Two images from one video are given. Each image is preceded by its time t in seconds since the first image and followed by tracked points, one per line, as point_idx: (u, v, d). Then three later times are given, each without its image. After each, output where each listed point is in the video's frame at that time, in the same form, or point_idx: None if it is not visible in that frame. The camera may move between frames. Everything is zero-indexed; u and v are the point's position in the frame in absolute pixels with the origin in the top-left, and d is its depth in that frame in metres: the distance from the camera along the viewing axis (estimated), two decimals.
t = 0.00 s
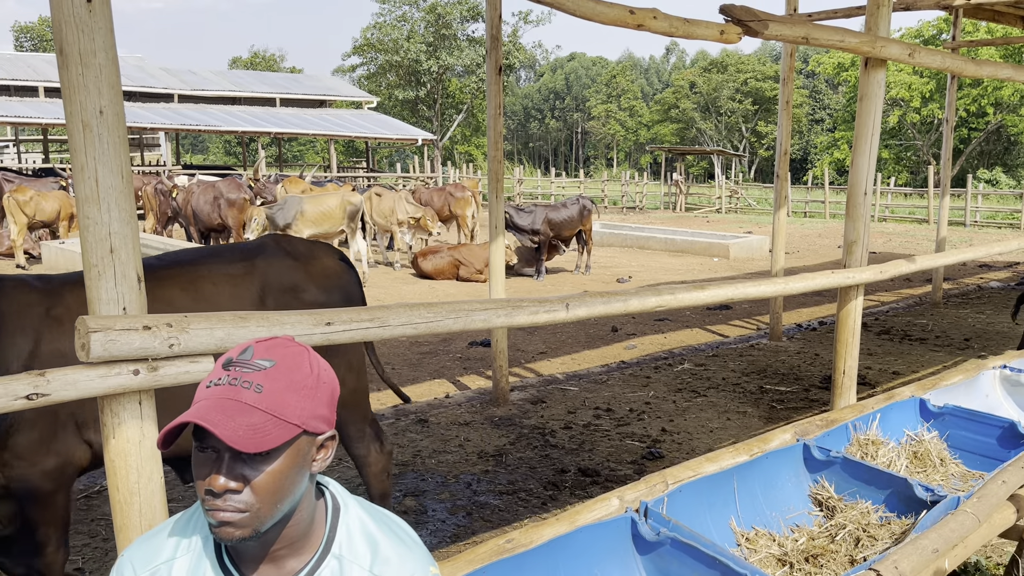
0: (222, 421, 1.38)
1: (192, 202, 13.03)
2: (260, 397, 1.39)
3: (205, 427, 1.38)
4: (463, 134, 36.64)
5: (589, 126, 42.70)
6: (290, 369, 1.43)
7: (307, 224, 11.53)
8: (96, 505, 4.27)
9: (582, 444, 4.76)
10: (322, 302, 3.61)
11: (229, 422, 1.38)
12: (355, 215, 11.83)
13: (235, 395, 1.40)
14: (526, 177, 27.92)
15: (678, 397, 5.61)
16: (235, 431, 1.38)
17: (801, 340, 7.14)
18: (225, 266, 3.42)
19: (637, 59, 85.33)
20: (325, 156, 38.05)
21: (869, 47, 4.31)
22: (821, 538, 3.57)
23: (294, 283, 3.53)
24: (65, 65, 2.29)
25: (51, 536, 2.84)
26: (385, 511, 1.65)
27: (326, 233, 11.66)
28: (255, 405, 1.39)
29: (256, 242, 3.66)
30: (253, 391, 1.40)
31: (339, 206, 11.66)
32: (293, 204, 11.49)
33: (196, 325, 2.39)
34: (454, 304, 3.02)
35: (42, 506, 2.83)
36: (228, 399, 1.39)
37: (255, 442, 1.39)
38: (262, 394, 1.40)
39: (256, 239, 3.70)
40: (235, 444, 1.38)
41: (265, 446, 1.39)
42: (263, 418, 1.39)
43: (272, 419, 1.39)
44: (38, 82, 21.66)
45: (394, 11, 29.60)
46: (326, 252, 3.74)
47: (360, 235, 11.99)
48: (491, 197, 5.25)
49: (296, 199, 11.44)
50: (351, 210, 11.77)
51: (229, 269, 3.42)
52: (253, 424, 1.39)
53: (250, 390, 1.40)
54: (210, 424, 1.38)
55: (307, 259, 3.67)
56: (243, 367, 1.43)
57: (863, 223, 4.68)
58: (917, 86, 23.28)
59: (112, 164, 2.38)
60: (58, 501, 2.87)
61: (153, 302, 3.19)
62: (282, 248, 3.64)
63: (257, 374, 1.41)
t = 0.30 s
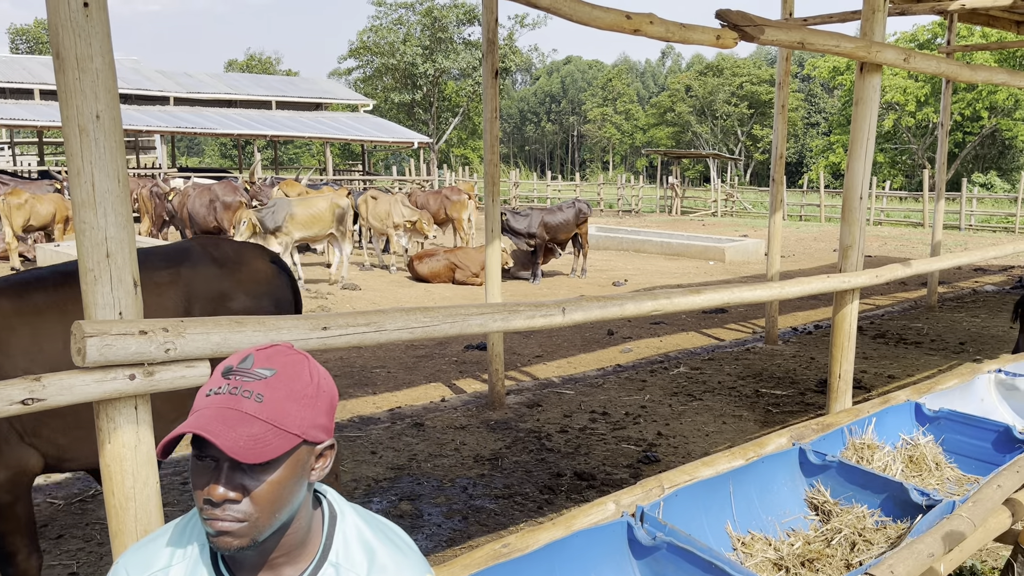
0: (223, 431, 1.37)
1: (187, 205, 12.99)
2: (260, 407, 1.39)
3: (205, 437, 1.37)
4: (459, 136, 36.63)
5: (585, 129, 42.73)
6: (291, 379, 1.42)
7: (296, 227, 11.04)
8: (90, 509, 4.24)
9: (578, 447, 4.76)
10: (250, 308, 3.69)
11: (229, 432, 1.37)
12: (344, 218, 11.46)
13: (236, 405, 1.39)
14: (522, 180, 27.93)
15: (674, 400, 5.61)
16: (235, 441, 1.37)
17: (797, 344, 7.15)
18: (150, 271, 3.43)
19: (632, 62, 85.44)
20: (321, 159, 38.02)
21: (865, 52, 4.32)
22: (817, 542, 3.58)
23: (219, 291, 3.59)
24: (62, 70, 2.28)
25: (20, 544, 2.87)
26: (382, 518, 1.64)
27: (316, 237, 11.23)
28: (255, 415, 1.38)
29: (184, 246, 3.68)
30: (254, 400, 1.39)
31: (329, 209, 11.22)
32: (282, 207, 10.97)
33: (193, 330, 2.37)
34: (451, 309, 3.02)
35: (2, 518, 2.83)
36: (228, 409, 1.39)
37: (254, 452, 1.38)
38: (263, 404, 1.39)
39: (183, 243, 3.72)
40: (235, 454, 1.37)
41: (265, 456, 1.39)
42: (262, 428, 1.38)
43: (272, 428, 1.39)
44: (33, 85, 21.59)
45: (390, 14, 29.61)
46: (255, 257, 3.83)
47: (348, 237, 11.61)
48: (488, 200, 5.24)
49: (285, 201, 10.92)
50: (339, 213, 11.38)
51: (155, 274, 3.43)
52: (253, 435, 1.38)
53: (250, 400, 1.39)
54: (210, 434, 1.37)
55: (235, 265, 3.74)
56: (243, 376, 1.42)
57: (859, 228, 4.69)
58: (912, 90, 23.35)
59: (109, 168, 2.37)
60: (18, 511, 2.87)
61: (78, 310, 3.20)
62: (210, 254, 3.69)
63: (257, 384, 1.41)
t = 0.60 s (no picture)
0: (211, 435, 1.37)
1: (183, 208, 12.95)
2: (249, 410, 1.38)
3: (194, 442, 1.37)
4: (455, 140, 36.66)
5: (582, 133, 42.81)
6: (280, 382, 1.41)
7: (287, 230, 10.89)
8: (85, 513, 4.22)
9: (574, 451, 4.76)
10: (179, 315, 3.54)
11: (218, 436, 1.37)
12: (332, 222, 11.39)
13: (224, 409, 1.39)
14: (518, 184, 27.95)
15: (670, 404, 5.61)
16: (223, 445, 1.37)
17: (792, 347, 7.16)
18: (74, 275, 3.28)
19: (629, 67, 85.67)
20: (317, 162, 38.02)
21: (861, 57, 4.33)
22: (813, 547, 3.58)
23: (143, 297, 3.43)
24: (59, 73, 2.27)
25: None
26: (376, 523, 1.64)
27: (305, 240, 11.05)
28: (244, 418, 1.38)
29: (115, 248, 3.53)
30: (243, 404, 1.38)
31: (318, 213, 11.07)
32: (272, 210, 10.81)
33: (189, 334, 2.36)
34: (447, 313, 3.02)
35: None
36: (217, 413, 1.38)
37: (243, 456, 1.37)
38: (252, 407, 1.39)
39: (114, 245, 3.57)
40: (224, 458, 1.37)
41: (253, 460, 1.38)
42: (252, 431, 1.38)
43: (261, 432, 1.38)
44: (29, 86, 21.53)
45: (387, 17, 29.65)
46: (188, 261, 3.68)
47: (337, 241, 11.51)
48: (484, 203, 5.24)
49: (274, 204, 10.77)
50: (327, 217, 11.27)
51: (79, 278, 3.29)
52: (242, 438, 1.37)
53: (239, 404, 1.39)
54: (199, 438, 1.36)
55: (168, 270, 3.60)
56: (232, 380, 1.41)
57: (854, 232, 4.70)
58: (907, 95, 23.46)
59: (104, 172, 2.36)
60: None
61: None
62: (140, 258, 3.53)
63: (246, 387, 1.40)
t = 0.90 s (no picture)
0: (202, 437, 1.36)
1: (178, 209, 12.91)
2: (241, 413, 1.38)
3: (185, 444, 1.36)
4: (451, 142, 36.64)
5: (578, 136, 42.87)
6: (272, 385, 1.41)
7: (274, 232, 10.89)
8: (78, 515, 4.20)
9: (569, 454, 4.75)
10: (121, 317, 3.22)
11: (209, 439, 1.37)
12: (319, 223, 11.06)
13: (215, 411, 1.38)
14: (515, 187, 27.95)
15: (664, 407, 5.61)
16: (213, 447, 1.36)
17: (787, 351, 7.18)
18: None
19: (625, 70, 85.79)
20: (313, 164, 37.99)
21: (856, 62, 4.34)
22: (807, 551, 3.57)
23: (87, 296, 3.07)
24: (52, 74, 2.26)
25: None
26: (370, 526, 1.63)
27: (290, 241, 11.02)
28: (235, 420, 1.37)
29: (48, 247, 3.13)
30: (234, 406, 1.38)
31: (303, 213, 10.90)
32: (258, 211, 10.77)
33: (182, 336, 2.35)
34: (442, 316, 3.01)
35: None
36: (208, 415, 1.38)
37: (235, 459, 1.37)
38: (243, 409, 1.38)
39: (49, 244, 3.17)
40: (214, 460, 1.36)
41: (245, 462, 1.38)
42: (243, 433, 1.37)
43: (252, 434, 1.38)
44: (25, 88, 21.47)
45: (384, 20, 29.64)
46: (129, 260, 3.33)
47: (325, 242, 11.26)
48: (480, 206, 5.24)
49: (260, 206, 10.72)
50: (314, 219, 11.01)
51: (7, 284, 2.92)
52: (233, 441, 1.37)
53: (230, 406, 1.38)
54: (189, 441, 1.36)
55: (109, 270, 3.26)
56: (223, 382, 1.41)
57: (849, 236, 4.72)
58: (902, 99, 23.53)
59: (98, 173, 2.35)
60: None
61: None
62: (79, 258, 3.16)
63: (237, 389, 1.39)
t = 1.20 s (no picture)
0: (204, 440, 1.36)
1: (172, 210, 12.86)
2: (244, 416, 1.37)
3: (186, 446, 1.36)
4: (447, 144, 36.62)
5: (573, 138, 42.89)
6: (274, 388, 1.40)
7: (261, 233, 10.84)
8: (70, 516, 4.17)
9: (564, 456, 4.75)
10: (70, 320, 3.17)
11: (211, 442, 1.36)
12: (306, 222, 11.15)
13: (218, 414, 1.38)
14: (510, 188, 27.96)
15: (659, 409, 5.62)
16: (215, 451, 1.36)
17: (781, 353, 7.20)
18: None
19: (620, 72, 85.86)
20: (308, 165, 37.92)
21: (851, 65, 4.35)
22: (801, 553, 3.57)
23: (38, 301, 3.05)
24: (47, 74, 2.26)
25: None
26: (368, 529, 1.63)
27: (277, 241, 11.01)
28: (238, 423, 1.37)
29: None
30: (237, 409, 1.38)
31: (291, 213, 10.93)
32: (243, 211, 10.70)
33: (177, 336, 2.34)
34: (437, 317, 3.01)
35: None
36: (211, 418, 1.38)
37: (237, 462, 1.37)
38: (246, 413, 1.38)
39: None
40: (217, 464, 1.36)
41: (246, 467, 1.37)
42: (245, 437, 1.37)
43: (254, 438, 1.37)
44: (18, 87, 21.37)
45: (380, 21, 29.63)
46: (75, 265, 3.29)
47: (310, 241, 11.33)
48: (475, 208, 5.23)
49: (246, 207, 10.62)
50: (302, 216, 11.02)
51: None
52: (235, 444, 1.36)
53: (232, 409, 1.38)
54: (192, 444, 1.35)
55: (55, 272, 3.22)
56: (226, 385, 1.41)
57: (844, 239, 4.73)
58: (896, 103, 23.63)
59: (92, 173, 2.34)
60: None
61: None
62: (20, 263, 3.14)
63: (240, 392, 1.39)
